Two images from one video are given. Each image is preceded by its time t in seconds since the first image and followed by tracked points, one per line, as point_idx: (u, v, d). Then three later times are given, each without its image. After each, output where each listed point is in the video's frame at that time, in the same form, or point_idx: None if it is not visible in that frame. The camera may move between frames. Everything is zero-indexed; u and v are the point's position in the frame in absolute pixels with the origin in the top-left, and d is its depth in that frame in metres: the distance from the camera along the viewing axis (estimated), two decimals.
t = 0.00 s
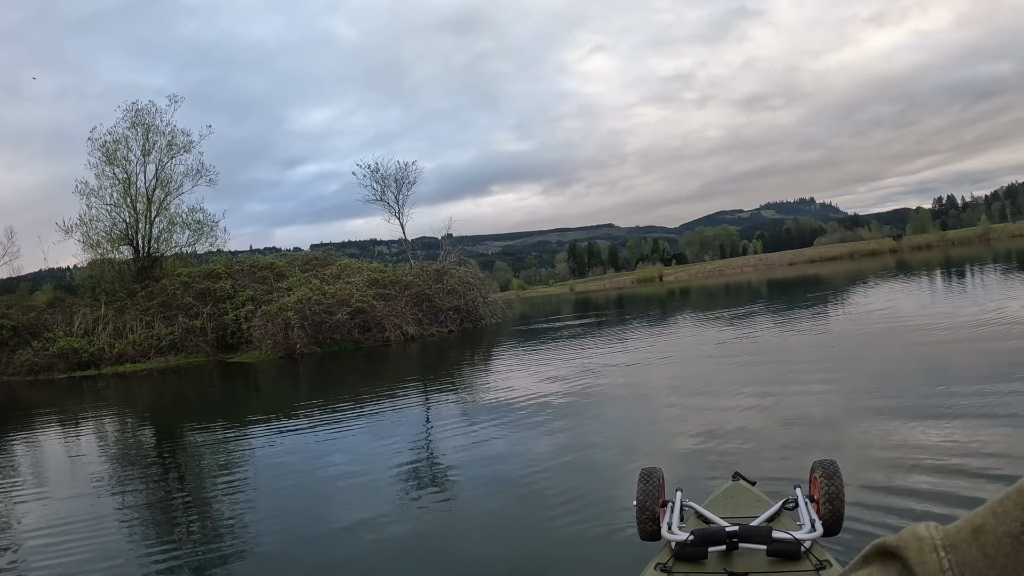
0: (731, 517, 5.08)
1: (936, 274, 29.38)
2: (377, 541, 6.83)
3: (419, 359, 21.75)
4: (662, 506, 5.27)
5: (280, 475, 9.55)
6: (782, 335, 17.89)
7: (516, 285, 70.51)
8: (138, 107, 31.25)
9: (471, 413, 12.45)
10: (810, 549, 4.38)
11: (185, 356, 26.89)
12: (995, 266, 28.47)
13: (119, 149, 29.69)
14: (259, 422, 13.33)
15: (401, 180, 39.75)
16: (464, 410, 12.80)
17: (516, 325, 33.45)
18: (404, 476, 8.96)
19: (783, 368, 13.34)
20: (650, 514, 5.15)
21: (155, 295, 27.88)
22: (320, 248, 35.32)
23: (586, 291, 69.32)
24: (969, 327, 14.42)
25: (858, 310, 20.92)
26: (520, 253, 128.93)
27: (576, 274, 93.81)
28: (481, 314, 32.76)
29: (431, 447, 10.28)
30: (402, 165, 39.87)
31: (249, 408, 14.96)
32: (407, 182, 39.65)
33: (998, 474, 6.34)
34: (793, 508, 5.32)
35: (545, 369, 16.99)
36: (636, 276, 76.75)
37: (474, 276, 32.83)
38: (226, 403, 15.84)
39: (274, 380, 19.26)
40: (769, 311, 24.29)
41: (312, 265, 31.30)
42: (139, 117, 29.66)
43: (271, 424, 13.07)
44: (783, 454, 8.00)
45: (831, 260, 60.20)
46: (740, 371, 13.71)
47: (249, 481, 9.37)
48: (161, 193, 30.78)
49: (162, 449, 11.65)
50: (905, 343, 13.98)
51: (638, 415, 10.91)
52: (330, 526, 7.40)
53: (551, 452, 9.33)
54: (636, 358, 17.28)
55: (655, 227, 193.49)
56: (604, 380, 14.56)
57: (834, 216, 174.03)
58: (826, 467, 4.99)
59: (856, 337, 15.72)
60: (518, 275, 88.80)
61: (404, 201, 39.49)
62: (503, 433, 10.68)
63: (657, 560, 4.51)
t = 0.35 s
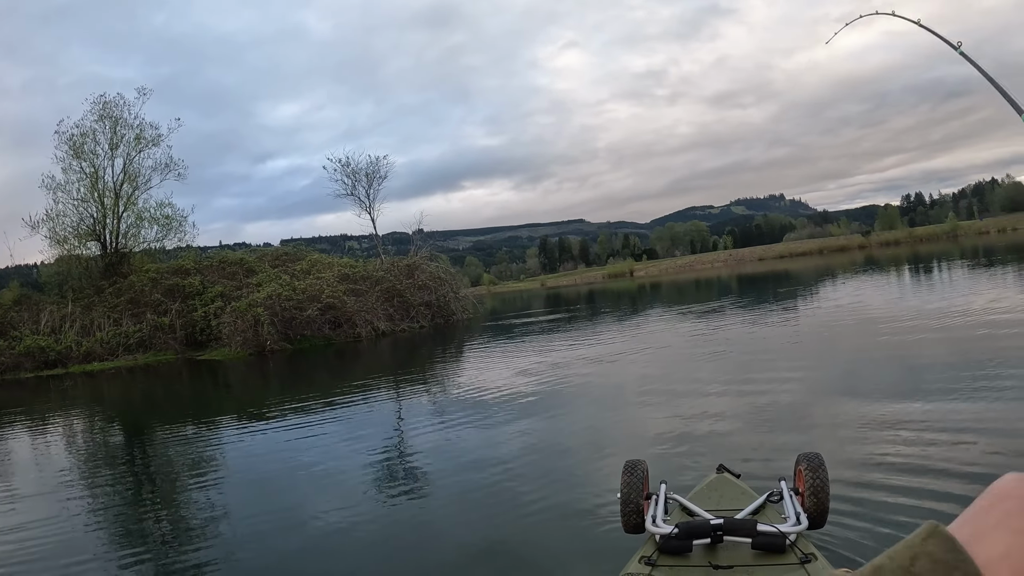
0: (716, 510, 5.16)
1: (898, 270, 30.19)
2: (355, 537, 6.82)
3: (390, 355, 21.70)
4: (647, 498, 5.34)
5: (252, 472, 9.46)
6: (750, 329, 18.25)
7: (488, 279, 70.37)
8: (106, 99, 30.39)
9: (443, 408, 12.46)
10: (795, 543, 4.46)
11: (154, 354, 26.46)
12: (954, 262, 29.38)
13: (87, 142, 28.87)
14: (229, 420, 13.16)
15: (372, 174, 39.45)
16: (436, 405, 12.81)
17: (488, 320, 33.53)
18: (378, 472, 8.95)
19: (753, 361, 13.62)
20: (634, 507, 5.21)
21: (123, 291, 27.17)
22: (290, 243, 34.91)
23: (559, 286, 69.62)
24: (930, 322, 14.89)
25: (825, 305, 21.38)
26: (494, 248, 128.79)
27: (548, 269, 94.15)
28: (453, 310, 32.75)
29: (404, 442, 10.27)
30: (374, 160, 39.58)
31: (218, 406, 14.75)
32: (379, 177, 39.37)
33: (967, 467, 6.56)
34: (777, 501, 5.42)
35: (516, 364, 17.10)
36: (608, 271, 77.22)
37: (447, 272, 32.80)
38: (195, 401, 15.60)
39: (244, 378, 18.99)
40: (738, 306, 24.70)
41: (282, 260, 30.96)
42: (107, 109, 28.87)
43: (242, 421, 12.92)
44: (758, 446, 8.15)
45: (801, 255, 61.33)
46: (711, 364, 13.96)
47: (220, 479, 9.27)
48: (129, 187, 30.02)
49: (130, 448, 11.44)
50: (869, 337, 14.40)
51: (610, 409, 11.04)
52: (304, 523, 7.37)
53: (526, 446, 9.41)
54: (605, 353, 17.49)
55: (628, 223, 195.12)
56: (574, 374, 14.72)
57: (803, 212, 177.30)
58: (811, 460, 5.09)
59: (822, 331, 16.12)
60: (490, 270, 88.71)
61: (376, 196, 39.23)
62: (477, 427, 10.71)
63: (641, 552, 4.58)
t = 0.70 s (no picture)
0: (703, 510, 5.21)
1: (875, 267, 30.65)
2: (337, 535, 6.77)
3: (370, 352, 21.58)
4: (633, 499, 5.37)
5: (231, 471, 9.36)
6: (730, 325, 18.43)
7: (468, 275, 70.14)
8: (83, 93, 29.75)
9: (424, 405, 12.42)
10: (782, 542, 4.52)
11: (131, 352, 26.10)
12: (930, 260, 29.88)
13: (64, 137, 28.27)
14: (208, 419, 13.00)
15: (352, 170, 39.11)
16: (417, 402, 12.77)
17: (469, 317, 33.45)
18: (358, 470, 8.90)
19: (734, 357, 13.77)
20: (620, 508, 5.25)
21: (100, 289, 26.65)
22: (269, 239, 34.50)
23: (539, 282, 69.68)
24: (905, 319, 15.16)
25: (804, 302, 21.65)
26: (474, 244, 128.46)
27: (528, 265, 94.20)
28: (434, 306, 32.64)
29: (385, 440, 10.23)
30: (354, 155, 39.29)
31: (196, 405, 14.56)
32: (359, 172, 39.05)
33: (946, 462, 6.68)
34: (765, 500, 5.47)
35: (496, 361, 17.11)
36: (588, 267, 77.49)
37: (427, 268, 32.67)
38: (173, 400, 15.38)
39: (223, 376, 18.76)
40: (718, 303, 24.92)
41: (262, 256, 30.63)
42: (85, 103, 28.28)
43: (221, 420, 12.78)
44: (740, 443, 8.24)
45: (781, 252, 62.00)
46: (692, 360, 14.08)
47: (199, 478, 9.14)
48: (107, 182, 29.43)
49: (108, 447, 11.28)
50: (846, 333, 14.62)
51: (591, 405, 11.10)
52: (284, 522, 7.31)
53: (508, 443, 9.42)
54: (585, 349, 17.55)
55: (609, 220, 195.91)
56: (554, 370, 14.78)
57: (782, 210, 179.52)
58: (799, 459, 5.15)
59: (799, 328, 16.34)
60: (470, 267, 88.45)
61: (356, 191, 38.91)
62: (459, 425, 10.70)
63: (627, 555, 4.62)
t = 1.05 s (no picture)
0: (700, 510, 5.24)
1: (863, 266, 30.91)
2: (331, 533, 6.76)
3: (359, 349, 21.54)
4: (629, 499, 5.40)
5: (221, 469, 9.32)
6: (719, 323, 18.53)
7: (457, 272, 70.03)
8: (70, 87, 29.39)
9: (414, 403, 12.40)
10: (781, 540, 4.56)
11: (119, 350, 25.86)
12: (917, 259, 30.17)
13: (51, 132, 27.93)
14: (197, 416, 12.92)
15: (341, 166, 38.95)
16: (406, 400, 12.74)
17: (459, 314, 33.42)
18: (349, 467, 8.87)
19: (724, 354, 13.87)
20: (617, 508, 5.27)
21: (88, 286, 26.37)
22: (257, 236, 34.30)
23: (529, 280, 69.68)
24: (891, 317, 15.34)
25: (793, 300, 21.81)
26: (464, 241, 128.18)
27: (518, 263, 94.23)
28: (424, 304, 32.57)
29: (375, 437, 10.20)
30: (344, 151, 39.14)
31: (185, 402, 14.47)
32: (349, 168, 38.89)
33: (937, 457, 6.77)
34: (762, 498, 5.51)
35: (485, 358, 17.12)
36: (576, 265, 77.76)
37: (417, 265, 32.61)
38: (162, 398, 15.28)
39: (211, 374, 18.64)
40: (706, 301, 25.05)
41: (250, 253, 30.46)
42: (73, 98, 27.98)
43: (210, 418, 12.70)
44: (732, 439, 8.30)
45: (770, 251, 62.40)
46: (681, 358, 14.16)
47: (188, 476, 9.07)
48: (95, 178, 29.11)
49: (97, 446, 11.18)
50: (834, 331, 14.73)
51: (581, 403, 11.13)
52: (275, 519, 7.30)
53: (500, 440, 9.43)
54: (574, 347, 17.61)
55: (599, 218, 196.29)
56: (544, 368, 14.81)
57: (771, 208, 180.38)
58: (796, 456, 5.20)
59: (788, 326, 16.47)
60: (459, 264, 88.20)
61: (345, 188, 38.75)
62: (450, 422, 10.70)
63: (626, 556, 4.64)
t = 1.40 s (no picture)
0: (692, 504, 5.26)
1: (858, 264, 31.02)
2: (325, 529, 6.76)
3: (354, 346, 21.52)
4: (622, 494, 5.42)
5: (215, 466, 9.31)
6: (714, 320, 18.58)
7: (452, 270, 69.93)
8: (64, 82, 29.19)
9: (409, 399, 12.40)
10: (773, 534, 4.58)
11: (113, 347, 25.75)
12: (912, 257, 30.31)
13: (45, 128, 27.75)
14: (191, 413, 12.88)
15: (337, 162, 38.85)
16: (401, 397, 12.73)
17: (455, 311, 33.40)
18: (344, 464, 8.87)
19: (717, 351, 13.90)
20: (610, 504, 5.28)
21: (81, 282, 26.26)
22: (252, 232, 34.18)
23: (524, 277, 69.67)
24: (884, 315, 15.42)
25: (787, 297, 21.87)
26: (459, 238, 127.96)
27: (513, 260, 94.20)
28: (419, 300, 32.54)
29: (369, 434, 10.20)
30: (339, 148, 39.06)
31: (179, 399, 14.44)
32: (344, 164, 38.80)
33: (928, 452, 6.82)
34: (754, 492, 5.54)
35: (479, 355, 17.13)
36: (572, 262, 77.84)
37: (413, 262, 32.58)
38: (155, 394, 15.24)
39: (205, 370, 18.59)
40: (701, 298, 25.12)
41: (245, 250, 30.39)
42: (67, 93, 27.80)
43: (204, 415, 12.67)
44: (725, 435, 8.32)
45: (764, 249, 62.57)
46: (675, 355, 14.20)
47: (184, 473, 9.06)
48: (89, 174, 28.93)
49: (90, 442, 11.15)
50: (828, 329, 14.79)
51: (576, 399, 11.14)
52: (270, 516, 7.29)
53: (494, 436, 9.44)
54: (568, 344, 17.65)
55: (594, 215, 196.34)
56: (539, 365, 14.83)
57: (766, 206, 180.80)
58: (787, 450, 5.22)
59: (782, 323, 16.53)
60: (454, 261, 88.11)
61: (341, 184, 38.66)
62: (444, 419, 10.70)
63: (618, 550, 4.65)
